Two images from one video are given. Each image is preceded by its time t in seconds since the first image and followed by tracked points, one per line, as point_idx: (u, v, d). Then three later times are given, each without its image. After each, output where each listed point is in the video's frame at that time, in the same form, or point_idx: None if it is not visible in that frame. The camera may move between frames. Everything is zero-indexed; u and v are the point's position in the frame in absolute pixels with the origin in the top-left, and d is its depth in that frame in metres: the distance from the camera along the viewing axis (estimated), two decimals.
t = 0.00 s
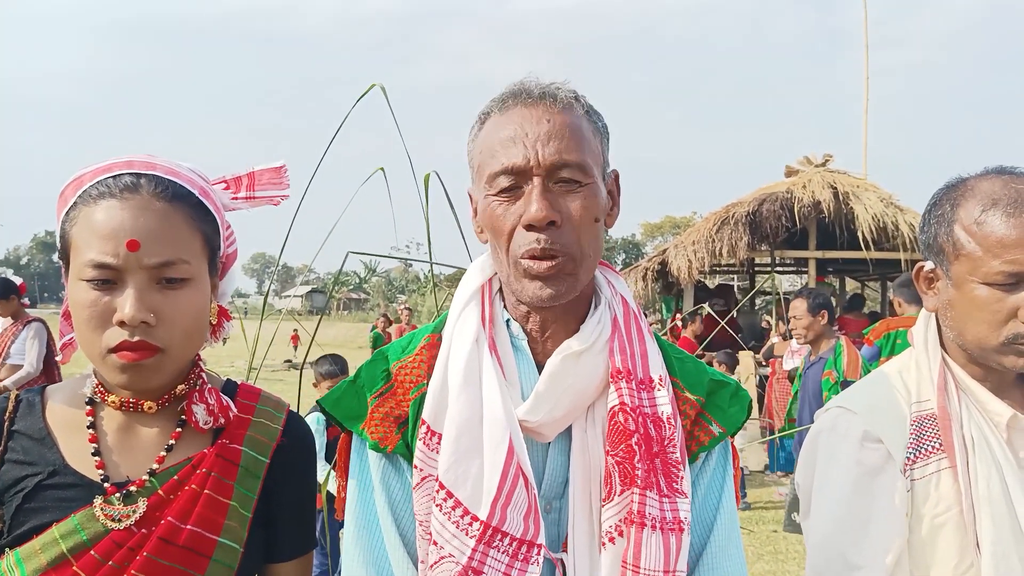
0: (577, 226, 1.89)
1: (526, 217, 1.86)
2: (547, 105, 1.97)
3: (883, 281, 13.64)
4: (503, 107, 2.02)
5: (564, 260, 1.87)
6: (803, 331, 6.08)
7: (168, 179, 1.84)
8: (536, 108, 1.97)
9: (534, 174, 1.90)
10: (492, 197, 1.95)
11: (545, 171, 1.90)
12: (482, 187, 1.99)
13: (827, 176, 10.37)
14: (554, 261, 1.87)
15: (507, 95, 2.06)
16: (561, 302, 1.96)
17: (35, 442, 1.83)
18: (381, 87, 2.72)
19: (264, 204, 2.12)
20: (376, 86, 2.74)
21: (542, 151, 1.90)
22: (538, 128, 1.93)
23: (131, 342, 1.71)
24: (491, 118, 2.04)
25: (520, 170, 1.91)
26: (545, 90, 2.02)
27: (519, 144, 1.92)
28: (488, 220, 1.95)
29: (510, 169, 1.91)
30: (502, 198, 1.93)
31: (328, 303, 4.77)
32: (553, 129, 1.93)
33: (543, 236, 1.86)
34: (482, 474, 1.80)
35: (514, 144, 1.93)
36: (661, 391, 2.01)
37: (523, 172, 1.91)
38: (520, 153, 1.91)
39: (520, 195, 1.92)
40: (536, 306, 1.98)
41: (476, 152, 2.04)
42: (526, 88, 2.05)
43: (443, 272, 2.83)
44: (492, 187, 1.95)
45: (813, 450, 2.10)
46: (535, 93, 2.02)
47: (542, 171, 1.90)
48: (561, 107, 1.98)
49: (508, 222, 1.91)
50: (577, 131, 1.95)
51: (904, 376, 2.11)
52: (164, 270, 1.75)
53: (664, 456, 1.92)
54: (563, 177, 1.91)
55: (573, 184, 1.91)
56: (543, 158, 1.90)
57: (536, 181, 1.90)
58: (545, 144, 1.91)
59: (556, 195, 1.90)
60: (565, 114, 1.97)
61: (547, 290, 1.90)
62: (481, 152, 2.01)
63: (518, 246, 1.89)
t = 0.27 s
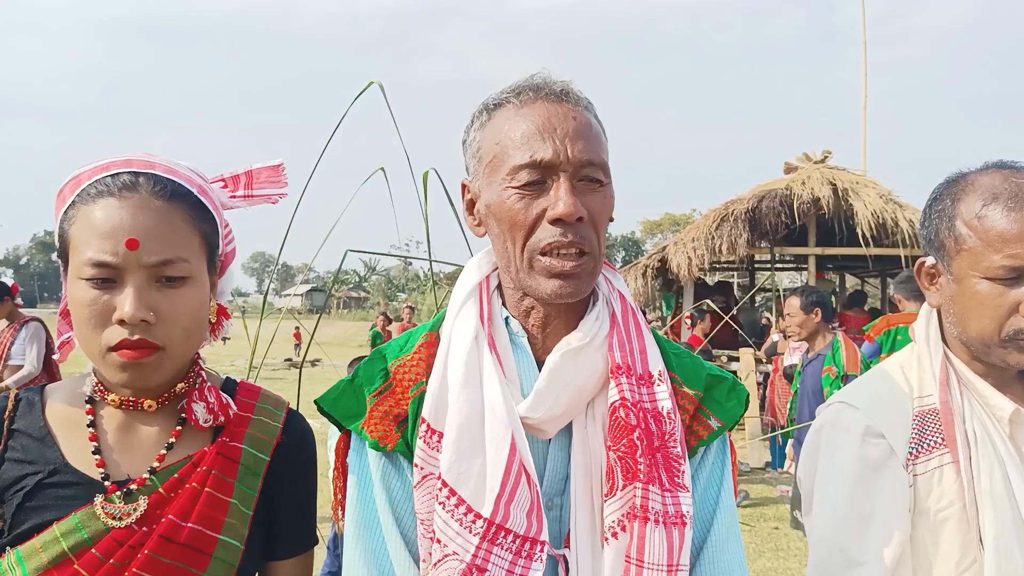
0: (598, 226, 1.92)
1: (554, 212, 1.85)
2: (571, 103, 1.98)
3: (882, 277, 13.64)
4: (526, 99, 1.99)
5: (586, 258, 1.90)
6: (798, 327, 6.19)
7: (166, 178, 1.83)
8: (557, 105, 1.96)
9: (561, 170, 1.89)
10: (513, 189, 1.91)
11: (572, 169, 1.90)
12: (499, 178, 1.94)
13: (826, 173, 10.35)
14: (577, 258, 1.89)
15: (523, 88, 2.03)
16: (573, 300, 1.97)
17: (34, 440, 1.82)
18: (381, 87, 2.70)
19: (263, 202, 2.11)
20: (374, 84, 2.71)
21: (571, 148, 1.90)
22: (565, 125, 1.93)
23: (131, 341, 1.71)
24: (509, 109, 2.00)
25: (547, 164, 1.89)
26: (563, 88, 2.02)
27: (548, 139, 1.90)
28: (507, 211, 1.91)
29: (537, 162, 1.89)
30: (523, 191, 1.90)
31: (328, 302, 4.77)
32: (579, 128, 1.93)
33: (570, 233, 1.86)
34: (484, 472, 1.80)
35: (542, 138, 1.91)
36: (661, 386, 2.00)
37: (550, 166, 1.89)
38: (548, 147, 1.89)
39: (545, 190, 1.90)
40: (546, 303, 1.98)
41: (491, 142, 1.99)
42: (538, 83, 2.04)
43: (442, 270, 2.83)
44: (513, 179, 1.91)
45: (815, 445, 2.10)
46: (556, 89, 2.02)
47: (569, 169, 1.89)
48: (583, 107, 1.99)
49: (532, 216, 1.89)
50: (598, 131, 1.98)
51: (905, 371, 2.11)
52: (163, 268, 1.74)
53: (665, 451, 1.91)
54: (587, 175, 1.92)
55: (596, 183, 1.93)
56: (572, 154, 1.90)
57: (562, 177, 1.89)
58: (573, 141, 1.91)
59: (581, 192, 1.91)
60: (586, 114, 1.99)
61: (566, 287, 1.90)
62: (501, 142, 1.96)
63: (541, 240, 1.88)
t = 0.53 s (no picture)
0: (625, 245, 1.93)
1: (592, 226, 1.84)
2: (615, 118, 1.96)
3: (879, 278, 13.65)
4: (572, 104, 1.95)
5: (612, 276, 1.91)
6: (788, 330, 6.26)
7: (161, 179, 1.82)
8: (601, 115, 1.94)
9: (601, 185, 1.88)
10: (551, 193, 1.87)
11: (612, 185, 1.89)
12: (536, 179, 1.90)
13: (822, 174, 10.36)
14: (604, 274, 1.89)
15: (565, 88, 1.99)
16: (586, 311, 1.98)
17: (29, 442, 1.81)
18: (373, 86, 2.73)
19: (257, 203, 2.10)
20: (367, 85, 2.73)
21: (615, 164, 1.89)
22: (611, 141, 1.91)
23: (126, 343, 1.70)
24: (554, 109, 1.95)
25: (591, 175, 1.87)
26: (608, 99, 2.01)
27: (594, 152, 1.88)
28: (541, 216, 1.88)
29: (581, 173, 1.86)
30: (563, 199, 1.87)
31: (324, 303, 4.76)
32: (622, 145, 1.93)
33: (603, 249, 1.86)
34: (481, 475, 1.79)
35: (592, 149, 1.88)
36: (657, 388, 2.00)
37: (590, 179, 1.87)
38: (596, 159, 1.87)
39: (583, 202, 1.88)
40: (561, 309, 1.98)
41: (529, 140, 1.94)
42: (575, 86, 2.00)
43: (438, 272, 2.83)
44: (553, 185, 1.87)
45: (814, 446, 2.09)
46: (600, 100, 1.99)
47: (610, 185, 1.89)
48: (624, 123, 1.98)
49: (568, 226, 1.87)
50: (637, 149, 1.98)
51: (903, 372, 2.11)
52: (157, 270, 1.73)
53: (663, 452, 1.91)
54: (624, 194, 1.92)
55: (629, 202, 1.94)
56: (615, 172, 1.89)
57: (602, 192, 1.88)
58: (618, 159, 1.90)
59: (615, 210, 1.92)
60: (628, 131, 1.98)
61: (588, 300, 1.91)
62: (543, 143, 1.91)
63: (573, 252, 1.87)
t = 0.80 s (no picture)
0: (568, 234, 1.87)
1: (517, 214, 1.86)
2: (574, 104, 1.92)
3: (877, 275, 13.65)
4: (535, 97, 1.98)
5: (545, 267, 1.86)
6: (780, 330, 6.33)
7: (155, 176, 1.81)
8: (559, 104, 1.93)
9: (537, 172, 1.88)
10: (502, 181, 1.95)
11: (547, 172, 1.88)
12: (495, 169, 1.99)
13: (820, 171, 10.35)
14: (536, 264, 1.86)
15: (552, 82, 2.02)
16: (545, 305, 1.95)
17: (23, 439, 1.80)
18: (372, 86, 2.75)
19: (251, 199, 2.09)
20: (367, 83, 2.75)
21: (550, 152, 1.88)
22: (555, 127, 1.89)
23: (120, 341, 1.69)
24: (525, 101, 2.01)
25: (528, 163, 1.89)
26: (583, 89, 1.96)
27: (532, 140, 1.90)
28: (491, 209, 1.96)
29: (519, 160, 1.91)
30: (508, 186, 1.93)
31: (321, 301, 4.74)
32: (569, 131, 1.89)
33: (529, 237, 1.85)
34: (485, 473, 1.79)
35: (533, 136, 1.90)
36: (666, 389, 2.00)
37: (528, 167, 1.90)
38: (533, 147, 1.89)
39: (523, 189, 1.91)
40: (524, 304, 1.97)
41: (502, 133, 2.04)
42: (564, 81, 2.01)
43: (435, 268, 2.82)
44: (502, 173, 1.95)
45: (812, 442, 2.09)
46: (570, 88, 1.97)
47: (545, 171, 1.88)
48: (589, 109, 1.92)
49: (505, 212, 1.91)
50: (596, 137, 1.90)
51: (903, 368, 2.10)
52: (152, 267, 1.72)
53: (669, 454, 1.91)
54: (567, 183, 1.87)
55: (577, 192, 1.87)
56: (549, 159, 1.87)
57: (538, 179, 1.88)
58: (557, 145, 1.88)
59: (556, 200, 1.88)
60: (592, 119, 1.91)
61: (524, 290, 1.90)
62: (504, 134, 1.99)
63: (507, 241, 1.90)
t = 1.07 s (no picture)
0: (536, 216, 1.84)
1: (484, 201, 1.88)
2: (538, 90, 1.93)
3: (877, 275, 13.64)
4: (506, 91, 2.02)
5: (517, 251, 1.84)
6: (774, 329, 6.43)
7: (151, 174, 1.80)
8: (521, 92, 1.96)
9: (503, 159, 1.90)
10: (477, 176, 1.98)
11: (512, 157, 1.88)
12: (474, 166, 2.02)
13: (821, 171, 10.34)
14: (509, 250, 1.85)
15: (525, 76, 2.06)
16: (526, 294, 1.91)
17: (18, 438, 1.79)
18: (366, 84, 2.62)
19: (249, 198, 2.09)
20: (359, 81, 2.62)
21: (513, 138, 1.89)
22: (518, 113, 1.91)
23: (116, 340, 1.68)
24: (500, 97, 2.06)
25: (493, 151, 1.92)
26: (548, 75, 1.97)
27: (497, 129, 1.92)
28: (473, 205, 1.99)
29: (487, 151, 1.94)
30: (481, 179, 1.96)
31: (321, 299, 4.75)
32: (531, 114, 1.89)
33: (497, 223, 1.86)
34: (471, 473, 1.78)
35: (497, 125, 1.93)
36: (661, 392, 1.99)
37: (495, 156, 1.92)
38: (497, 135, 1.92)
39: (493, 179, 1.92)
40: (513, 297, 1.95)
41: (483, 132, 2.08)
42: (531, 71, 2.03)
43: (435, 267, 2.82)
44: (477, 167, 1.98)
45: (810, 443, 2.08)
46: (538, 76, 1.98)
47: (509, 157, 1.89)
48: (552, 93, 1.93)
49: (477, 204, 1.93)
50: (558, 117, 1.89)
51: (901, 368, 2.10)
52: (148, 266, 1.72)
53: (664, 459, 1.90)
54: (532, 166, 1.87)
55: (542, 173, 1.86)
56: (512, 144, 1.88)
57: (503, 166, 1.89)
58: (519, 129, 1.89)
59: (522, 183, 1.87)
60: (554, 101, 1.91)
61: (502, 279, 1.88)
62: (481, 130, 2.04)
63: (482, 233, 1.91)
